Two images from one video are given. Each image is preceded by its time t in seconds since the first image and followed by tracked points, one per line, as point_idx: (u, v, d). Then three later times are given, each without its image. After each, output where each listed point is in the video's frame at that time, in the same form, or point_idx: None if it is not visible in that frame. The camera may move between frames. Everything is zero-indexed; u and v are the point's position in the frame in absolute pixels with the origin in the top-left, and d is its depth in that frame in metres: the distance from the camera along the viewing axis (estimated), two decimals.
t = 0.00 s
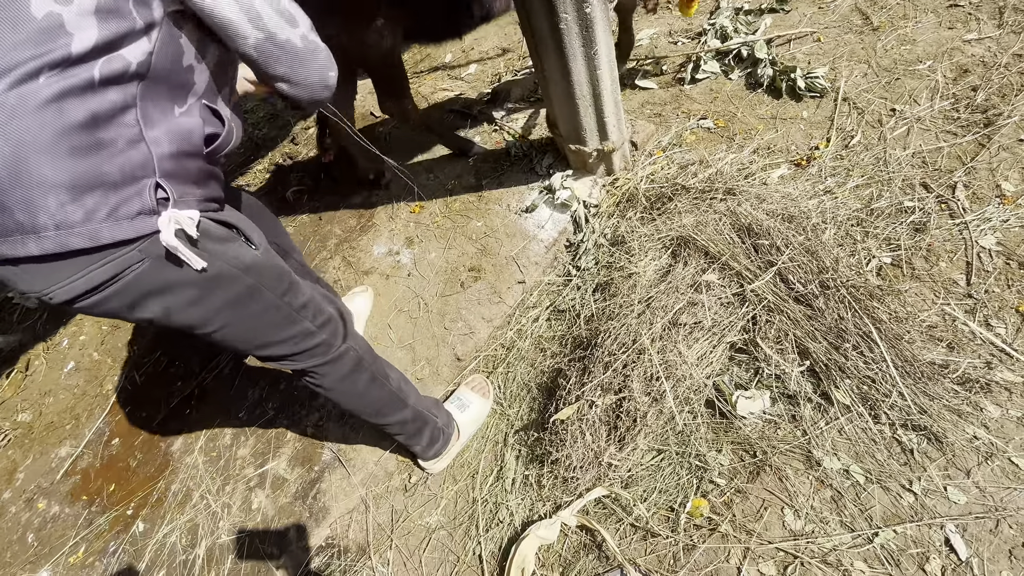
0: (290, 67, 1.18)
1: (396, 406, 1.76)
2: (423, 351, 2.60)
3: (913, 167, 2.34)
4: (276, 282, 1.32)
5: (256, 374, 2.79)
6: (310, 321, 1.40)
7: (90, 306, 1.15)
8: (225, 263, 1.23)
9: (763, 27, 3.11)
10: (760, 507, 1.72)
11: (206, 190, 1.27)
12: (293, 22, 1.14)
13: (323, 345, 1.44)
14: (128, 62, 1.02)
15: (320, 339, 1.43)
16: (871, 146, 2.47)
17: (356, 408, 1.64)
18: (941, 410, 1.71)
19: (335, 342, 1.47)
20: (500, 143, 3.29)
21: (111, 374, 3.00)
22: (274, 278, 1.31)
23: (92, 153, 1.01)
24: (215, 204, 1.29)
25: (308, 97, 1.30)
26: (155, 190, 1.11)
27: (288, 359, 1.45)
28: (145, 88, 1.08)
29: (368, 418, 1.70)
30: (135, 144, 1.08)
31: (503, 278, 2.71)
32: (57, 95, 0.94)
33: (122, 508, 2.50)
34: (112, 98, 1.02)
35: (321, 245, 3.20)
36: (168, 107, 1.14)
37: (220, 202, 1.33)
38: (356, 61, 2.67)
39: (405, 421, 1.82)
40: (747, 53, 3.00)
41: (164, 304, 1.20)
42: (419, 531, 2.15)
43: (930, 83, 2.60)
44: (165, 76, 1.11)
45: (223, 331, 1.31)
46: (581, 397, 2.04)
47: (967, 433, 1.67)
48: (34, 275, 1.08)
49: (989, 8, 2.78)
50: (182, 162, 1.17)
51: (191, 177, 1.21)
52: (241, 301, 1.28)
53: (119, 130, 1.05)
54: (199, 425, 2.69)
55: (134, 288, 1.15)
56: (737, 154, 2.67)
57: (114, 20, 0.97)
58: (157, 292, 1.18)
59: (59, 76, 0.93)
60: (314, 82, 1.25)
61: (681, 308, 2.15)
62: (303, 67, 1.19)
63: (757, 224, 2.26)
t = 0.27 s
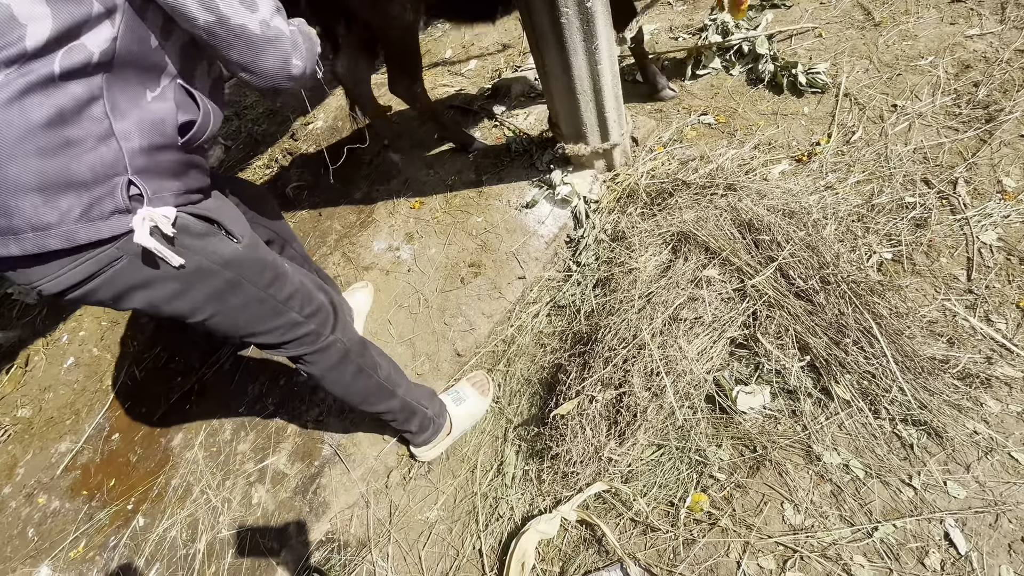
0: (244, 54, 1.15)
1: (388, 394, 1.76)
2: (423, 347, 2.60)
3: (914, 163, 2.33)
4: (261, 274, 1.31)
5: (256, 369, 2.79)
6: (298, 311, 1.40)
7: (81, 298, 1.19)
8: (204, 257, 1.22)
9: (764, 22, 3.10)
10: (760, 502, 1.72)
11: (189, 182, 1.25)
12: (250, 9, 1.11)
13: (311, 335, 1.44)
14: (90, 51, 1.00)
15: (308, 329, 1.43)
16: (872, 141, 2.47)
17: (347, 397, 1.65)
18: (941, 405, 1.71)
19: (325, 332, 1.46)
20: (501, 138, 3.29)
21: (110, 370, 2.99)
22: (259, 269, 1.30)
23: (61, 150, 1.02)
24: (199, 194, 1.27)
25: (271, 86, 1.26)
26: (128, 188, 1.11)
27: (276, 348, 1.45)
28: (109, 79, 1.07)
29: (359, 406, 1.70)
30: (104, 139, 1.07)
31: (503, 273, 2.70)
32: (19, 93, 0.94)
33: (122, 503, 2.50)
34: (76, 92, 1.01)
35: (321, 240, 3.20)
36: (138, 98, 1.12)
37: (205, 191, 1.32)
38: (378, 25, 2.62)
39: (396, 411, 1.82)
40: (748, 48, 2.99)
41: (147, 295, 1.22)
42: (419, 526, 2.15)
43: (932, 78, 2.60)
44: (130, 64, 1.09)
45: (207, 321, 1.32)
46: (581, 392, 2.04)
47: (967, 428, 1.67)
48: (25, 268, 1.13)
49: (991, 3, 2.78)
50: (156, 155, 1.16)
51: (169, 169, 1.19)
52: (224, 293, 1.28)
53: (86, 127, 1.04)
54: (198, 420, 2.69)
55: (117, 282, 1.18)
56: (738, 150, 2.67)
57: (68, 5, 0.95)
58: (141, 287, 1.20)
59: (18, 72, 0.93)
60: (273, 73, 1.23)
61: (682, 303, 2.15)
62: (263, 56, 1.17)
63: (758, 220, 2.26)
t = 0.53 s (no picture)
0: (226, 55, 1.10)
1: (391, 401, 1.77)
2: (422, 345, 2.60)
3: (912, 160, 2.34)
4: (262, 286, 1.31)
5: (255, 368, 2.79)
6: (301, 322, 1.40)
7: (83, 318, 1.21)
8: (203, 273, 1.23)
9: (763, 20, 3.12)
10: (759, 498, 1.73)
11: (185, 194, 1.24)
12: (233, 6, 1.04)
13: (314, 345, 1.44)
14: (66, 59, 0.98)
15: (312, 339, 1.43)
16: (870, 139, 2.48)
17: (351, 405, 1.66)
18: (939, 401, 1.71)
19: (328, 341, 1.47)
20: (500, 136, 3.29)
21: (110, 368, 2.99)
22: (260, 282, 1.31)
23: (46, 172, 1.02)
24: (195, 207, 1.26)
25: (259, 88, 1.20)
26: (122, 210, 1.11)
27: (280, 359, 1.46)
28: (89, 91, 1.05)
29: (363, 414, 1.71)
30: (91, 158, 1.07)
31: (502, 271, 2.71)
32: None
33: (122, 501, 2.50)
34: (54, 106, 1.00)
35: (320, 239, 3.20)
36: (122, 109, 1.10)
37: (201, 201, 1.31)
38: None
39: (399, 416, 1.82)
40: (747, 46, 3.00)
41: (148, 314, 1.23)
42: (419, 523, 2.16)
43: (930, 76, 2.61)
44: (107, 70, 1.07)
45: (210, 336, 1.33)
46: (580, 389, 2.04)
47: (964, 425, 1.67)
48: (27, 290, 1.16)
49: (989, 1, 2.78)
50: (149, 173, 1.15)
51: (164, 185, 1.18)
52: (225, 307, 1.28)
53: (71, 146, 1.04)
54: (198, 419, 2.69)
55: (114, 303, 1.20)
56: (737, 148, 2.68)
57: (34, 9, 0.92)
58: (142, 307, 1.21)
59: None
60: (263, 75, 1.17)
61: (681, 301, 2.15)
62: (248, 58, 1.12)
63: (757, 217, 2.26)
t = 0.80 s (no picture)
0: (203, 72, 1.04)
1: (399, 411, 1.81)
2: (420, 347, 2.60)
3: (905, 159, 2.36)
4: (281, 305, 1.33)
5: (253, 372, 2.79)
6: (317, 339, 1.42)
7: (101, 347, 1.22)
8: (221, 298, 1.24)
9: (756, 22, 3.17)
10: (757, 497, 1.74)
11: (195, 213, 1.23)
12: (210, 20, 0.98)
13: (330, 360, 1.47)
14: (44, 74, 0.92)
15: (328, 354, 1.46)
16: (864, 138, 2.49)
17: (363, 416, 1.70)
18: (935, 399, 1.72)
19: (343, 355, 1.50)
20: (496, 138, 3.30)
21: (106, 374, 2.99)
22: (280, 301, 1.32)
23: (49, 208, 1.01)
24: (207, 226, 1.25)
25: (247, 105, 1.14)
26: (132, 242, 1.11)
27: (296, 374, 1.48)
28: (79, 110, 1.00)
29: (373, 424, 1.75)
30: (93, 187, 1.04)
31: (499, 273, 2.71)
32: None
33: (120, 507, 2.49)
34: (42, 133, 0.96)
35: (317, 242, 3.20)
36: (118, 128, 1.05)
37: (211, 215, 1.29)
38: None
39: (406, 427, 1.87)
40: (741, 46, 3.03)
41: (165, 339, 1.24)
42: (419, 526, 2.16)
43: (922, 75, 2.63)
44: (95, 83, 1.01)
45: (228, 357, 1.35)
46: (579, 390, 2.05)
47: (959, 422, 1.69)
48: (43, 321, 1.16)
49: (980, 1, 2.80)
50: (156, 198, 1.14)
51: (173, 208, 1.17)
52: (245, 329, 1.30)
53: (69, 178, 1.01)
54: (196, 424, 2.68)
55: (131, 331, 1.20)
56: (732, 148, 2.69)
57: None
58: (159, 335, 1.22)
59: None
60: (246, 93, 1.11)
61: (678, 301, 2.16)
62: (229, 75, 1.06)
63: (752, 217, 2.28)
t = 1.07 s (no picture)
0: (109, 81, 0.92)
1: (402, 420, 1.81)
2: (414, 352, 2.59)
3: (891, 155, 2.38)
4: (293, 313, 1.34)
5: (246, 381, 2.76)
6: (329, 348, 1.44)
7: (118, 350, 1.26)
8: (237, 306, 1.26)
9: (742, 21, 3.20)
10: (753, 494, 1.74)
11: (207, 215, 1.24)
12: (106, 19, 0.85)
13: (339, 369, 1.48)
14: (13, 83, 0.87)
15: (338, 362, 1.47)
16: (850, 135, 2.51)
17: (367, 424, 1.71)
18: (927, 392, 1.74)
19: (352, 363, 1.51)
20: (485, 141, 3.30)
21: (96, 387, 2.95)
22: (292, 309, 1.34)
23: (65, 232, 1.03)
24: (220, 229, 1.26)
25: (179, 117, 1.01)
26: (152, 259, 1.13)
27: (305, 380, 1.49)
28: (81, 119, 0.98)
29: (376, 434, 1.76)
30: (105, 206, 1.05)
31: (492, 276, 2.71)
32: None
33: (112, 522, 2.46)
34: (45, 155, 0.95)
35: (308, 249, 3.18)
36: (123, 139, 1.03)
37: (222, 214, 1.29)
38: None
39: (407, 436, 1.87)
40: (728, 46, 3.06)
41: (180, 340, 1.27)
42: (416, 532, 2.14)
43: (906, 72, 2.65)
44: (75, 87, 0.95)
45: (240, 363, 1.36)
46: (574, 391, 2.04)
47: (951, 414, 1.70)
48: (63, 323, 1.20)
49: None
50: (169, 209, 1.15)
51: (186, 215, 1.18)
52: (257, 335, 1.31)
53: (78, 201, 1.01)
54: (188, 436, 2.65)
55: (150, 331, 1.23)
56: (721, 146, 2.70)
57: None
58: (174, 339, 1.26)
59: None
60: (159, 101, 0.96)
61: (670, 300, 2.16)
62: (135, 83, 0.93)
63: (742, 215, 2.29)
